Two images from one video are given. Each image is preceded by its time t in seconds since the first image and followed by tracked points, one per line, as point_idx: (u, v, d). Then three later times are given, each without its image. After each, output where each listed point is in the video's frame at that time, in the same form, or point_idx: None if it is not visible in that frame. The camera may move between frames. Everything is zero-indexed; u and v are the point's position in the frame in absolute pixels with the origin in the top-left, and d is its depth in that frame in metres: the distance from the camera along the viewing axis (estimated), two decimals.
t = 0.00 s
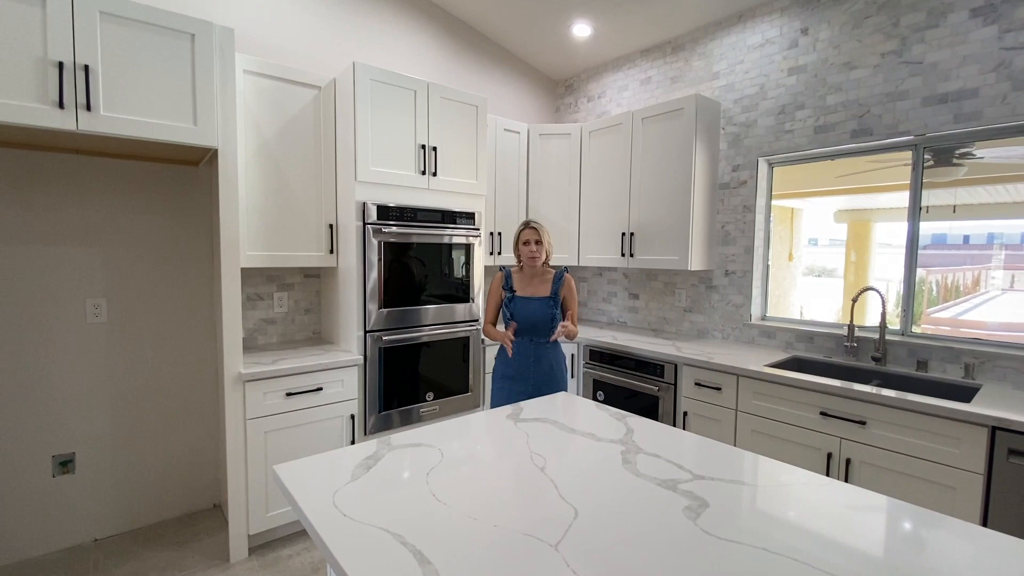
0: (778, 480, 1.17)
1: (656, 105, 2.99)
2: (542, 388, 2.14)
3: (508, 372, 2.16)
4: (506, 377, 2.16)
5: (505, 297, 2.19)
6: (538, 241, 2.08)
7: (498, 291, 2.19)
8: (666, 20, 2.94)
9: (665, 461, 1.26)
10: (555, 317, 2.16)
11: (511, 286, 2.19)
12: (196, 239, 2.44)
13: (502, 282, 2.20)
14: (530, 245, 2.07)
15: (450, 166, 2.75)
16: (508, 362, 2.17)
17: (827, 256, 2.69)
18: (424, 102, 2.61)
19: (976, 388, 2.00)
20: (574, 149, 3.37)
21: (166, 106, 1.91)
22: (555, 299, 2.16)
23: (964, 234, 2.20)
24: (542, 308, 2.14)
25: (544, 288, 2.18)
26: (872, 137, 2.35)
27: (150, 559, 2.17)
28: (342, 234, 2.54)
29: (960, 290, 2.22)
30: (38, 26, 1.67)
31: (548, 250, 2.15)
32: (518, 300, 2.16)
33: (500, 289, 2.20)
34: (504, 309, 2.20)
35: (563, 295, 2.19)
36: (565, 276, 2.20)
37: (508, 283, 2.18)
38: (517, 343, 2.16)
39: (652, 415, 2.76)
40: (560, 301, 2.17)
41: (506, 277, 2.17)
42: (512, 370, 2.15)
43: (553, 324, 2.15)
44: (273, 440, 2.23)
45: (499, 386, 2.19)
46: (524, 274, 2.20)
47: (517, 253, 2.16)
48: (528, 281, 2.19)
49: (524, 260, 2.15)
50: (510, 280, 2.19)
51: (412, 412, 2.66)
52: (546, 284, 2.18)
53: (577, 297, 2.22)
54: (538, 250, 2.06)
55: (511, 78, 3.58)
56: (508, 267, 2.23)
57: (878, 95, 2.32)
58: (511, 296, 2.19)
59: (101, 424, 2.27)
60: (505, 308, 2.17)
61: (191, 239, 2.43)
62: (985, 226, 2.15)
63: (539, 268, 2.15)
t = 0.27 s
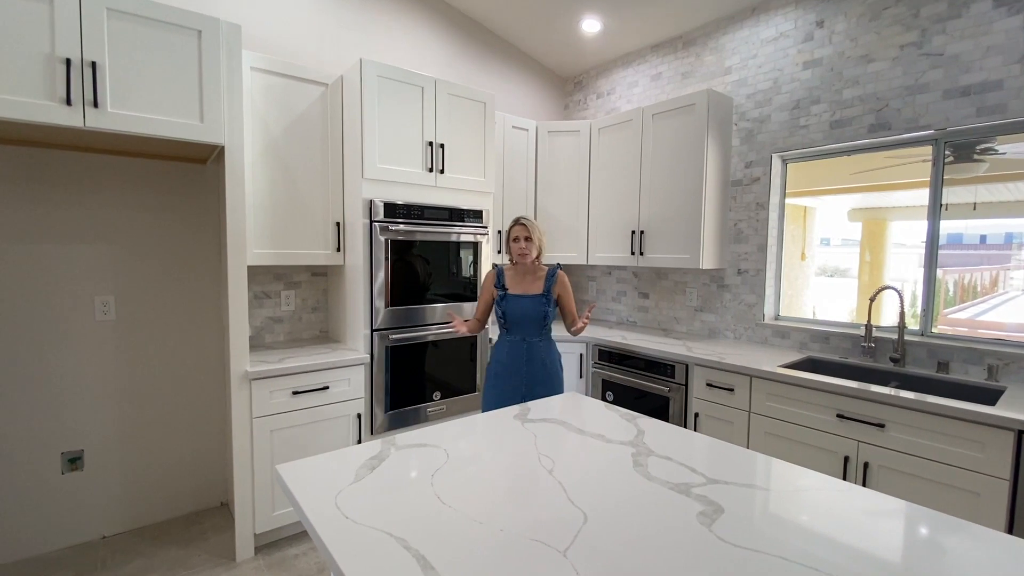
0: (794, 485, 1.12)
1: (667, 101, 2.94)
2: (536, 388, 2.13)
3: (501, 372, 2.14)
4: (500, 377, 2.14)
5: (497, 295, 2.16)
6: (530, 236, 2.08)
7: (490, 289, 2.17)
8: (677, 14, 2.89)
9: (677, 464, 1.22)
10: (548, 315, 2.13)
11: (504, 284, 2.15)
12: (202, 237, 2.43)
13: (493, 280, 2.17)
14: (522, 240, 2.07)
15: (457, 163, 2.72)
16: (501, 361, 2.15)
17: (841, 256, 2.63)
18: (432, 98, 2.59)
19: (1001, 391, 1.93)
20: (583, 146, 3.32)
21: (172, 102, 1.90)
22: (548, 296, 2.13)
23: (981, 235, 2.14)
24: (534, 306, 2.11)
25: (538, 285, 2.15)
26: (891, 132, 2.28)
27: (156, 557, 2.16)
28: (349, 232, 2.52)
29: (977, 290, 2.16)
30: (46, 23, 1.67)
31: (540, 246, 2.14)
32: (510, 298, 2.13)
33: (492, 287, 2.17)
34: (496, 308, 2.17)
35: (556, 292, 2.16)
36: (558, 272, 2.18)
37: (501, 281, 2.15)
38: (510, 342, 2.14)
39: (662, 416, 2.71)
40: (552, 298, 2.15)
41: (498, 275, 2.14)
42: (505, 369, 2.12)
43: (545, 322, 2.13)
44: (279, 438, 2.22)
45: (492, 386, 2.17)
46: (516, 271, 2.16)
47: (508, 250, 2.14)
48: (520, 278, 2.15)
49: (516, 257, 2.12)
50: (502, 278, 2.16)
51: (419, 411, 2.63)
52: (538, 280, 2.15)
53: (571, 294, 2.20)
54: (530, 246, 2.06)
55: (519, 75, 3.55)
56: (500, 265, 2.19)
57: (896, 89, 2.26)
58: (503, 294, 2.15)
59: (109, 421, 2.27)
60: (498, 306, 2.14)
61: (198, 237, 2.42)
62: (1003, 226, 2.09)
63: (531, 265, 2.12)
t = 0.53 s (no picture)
0: (814, 497, 1.04)
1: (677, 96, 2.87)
2: (515, 390, 2.08)
3: (480, 373, 2.09)
4: (479, 378, 2.09)
5: (477, 292, 2.12)
6: (513, 230, 2.08)
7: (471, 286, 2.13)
8: (688, 8, 2.83)
9: (688, 473, 1.15)
10: (529, 314, 2.08)
11: (485, 281, 2.11)
12: (205, 236, 2.40)
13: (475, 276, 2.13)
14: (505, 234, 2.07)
15: (463, 161, 2.68)
16: (481, 361, 2.10)
17: (853, 256, 2.56)
18: (437, 95, 2.54)
19: None
20: (591, 143, 3.27)
21: (173, 99, 1.87)
22: (529, 294, 2.09)
23: (1000, 234, 2.08)
24: (514, 304, 2.07)
25: (519, 283, 2.10)
26: (911, 127, 2.20)
27: (157, 560, 2.14)
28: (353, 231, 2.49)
29: (994, 291, 2.10)
30: (45, 18, 1.64)
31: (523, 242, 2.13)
32: (490, 295, 2.09)
33: (474, 284, 2.13)
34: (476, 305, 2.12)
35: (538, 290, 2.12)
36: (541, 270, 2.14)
37: (482, 278, 2.11)
38: (489, 341, 2.10)
39: (672, 420, 2.64)
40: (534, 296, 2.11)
41: (479, 272, 2.11)
42: (483, 369, 2.08)
43: (526, 321, 2.08)
44: (281, 440, 2.18)
45: (471, 387, 2.12)
46: (498, 267, 2.13)
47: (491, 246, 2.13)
48: (502, 276, 2.11)
49: (499, 252, 2.10)
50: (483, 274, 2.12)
51: (423, 414, 2.59)
52: (520, 277, 2.11)
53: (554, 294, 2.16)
54: (512, 240, 2.06)
55: (527, 72, 3.49)
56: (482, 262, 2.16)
57: (917, 82, 2.18)
58: (484, 291, 2.11)
59: (112, 422, 2.25)
60: (478, 304, 2.10)
61: (201, 236, 2.40)
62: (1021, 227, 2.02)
63: (514, 260, 2.10)
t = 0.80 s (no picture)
0: (832, 511, 0.98)
1: (687, 92, 2.80)
2: (497, 394, 2.04)
3: (463, 377, 2.05)
4: (460, 382, 2.05)
5: (460, 294, 2.06)
6: (496, 231, 2.00)
7: (453, 288, 2.07)
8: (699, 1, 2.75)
9: (699, 486, 1.09)
10: (512, 316, 2.03)
11: (468, 283, 2.05)
12: (206, 235, 2.37)
13: (457, 278, 2.07)
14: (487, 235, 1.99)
15: (467, 159, 2.62)
16: (462, 364, 2.06)
17: (865, 256, 2.49)
18: (441, 92, 2.49)
19: None
20: (598, 141, 3.20)
21: (170, 95, 1.83)
22: (512, 296, 2.03)
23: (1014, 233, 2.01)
24: (496, 306, 2.01)
25: (502, 284, 2.04)
26: (933, 122, 2.11)
27: (156, 564, 2.10)
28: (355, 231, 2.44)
29: (1011, 293, 2.03)
30: (39, 12, 1.60)
31: (506, 242, 2.06)
32: (472, 297, 2.03)
33: (456, 286, 2.07)
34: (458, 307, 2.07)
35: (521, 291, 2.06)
36: (525, 271, 2.08)
37: (464, 280, 2.05)
38: (470, 344, 2.05)
39: (681, 424, 2.57)
40: (517, 298, 2.05)
41: (461, 273, 2.04)
42: (465, 373, 2.04)
43: (508, 324, 2.03)
44: (281, 444, 2.14)
45: (453, 391, 2.07)
46: (480, 268, 2.06)
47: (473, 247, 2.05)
48: (485, 277, 2.05)
49: (482, 253, 2.03)
50: (465, 276, 2.06)
51: (425, 417, 2.54)
52: (504, 279, 2.05)
53: (539, 295, 2.10)
54: (495, 241, 1.99)
55: (533, 69, 3.44)
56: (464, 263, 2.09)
57: (939, 75, 2.09)
58: (467, 293, 2.05)
59: (111, 424, 2.22)
60: (460, 306, 2.04)
61: (202, 236, 2.36)
62: None
63: (497, 261, 2.03)
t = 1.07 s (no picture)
0: (859, 533, 0.90)
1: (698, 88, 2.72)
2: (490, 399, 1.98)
3: (456, 381, 2.00)
4: (453, 385, 2.00)
5: (452, 296, 2.01)
6: (489, 232, 1.95)
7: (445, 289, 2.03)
8: None
9: (715, 501, 1.02)
10: (505, 318, 1.97)
11: (461, 284, 2.00)
12: (207, 236, 2.33)
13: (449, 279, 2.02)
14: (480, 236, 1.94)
15: (472, 157, 2.57)
16: (455, 367, 2.01)
17: (877, 256, 2.41)
18: (445, 88, 2.44)
19: None
20: (607, 139, 3.13)
21: (169, 93, 1.79)
22: (506, 297, 1.98)
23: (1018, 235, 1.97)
24: (489, 307, 1.96)
25: (495, 286, 1.99)
26: (956, 116, 2.03)
27: (155, 569, 2.06)
28: (358, 231, 2.39)
29: None
30: (35, 8, 1.57)
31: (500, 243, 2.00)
32: (464, 299, 1.98)
33: (449, 287, 2.03)
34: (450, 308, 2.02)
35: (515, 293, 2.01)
36: (519, 273, 2.02)
37: (456, 281, 2.00)
38: (463, 346, 2.00)
39: (692, 430, 2.50)
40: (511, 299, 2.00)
41: (454, 275, 2.00)
42: (457, 376, 1.99)
43: (501, 326, 1.97)
44: (282, 448, 2.10)
45: (446, 395, 2.03)
46: (473, 270, 2.01)
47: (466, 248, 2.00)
48: (478, 278, 2.00)
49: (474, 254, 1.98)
50: (458, 277, 2.01)
51: (429, 420, 2.49)
52: (498, 281, 2.00)
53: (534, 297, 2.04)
54: (488, 242, 1.93)
55: (540, 66, 3.38)
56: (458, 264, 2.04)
57: (963, 67, 2.00)
58: (459, 294, 2.01)
59: (112, 427, 2.19)
60: (452, 308, 2.00)
61: (203, 236, 2.33)
62: None
63: (490, 263, 1.98)
